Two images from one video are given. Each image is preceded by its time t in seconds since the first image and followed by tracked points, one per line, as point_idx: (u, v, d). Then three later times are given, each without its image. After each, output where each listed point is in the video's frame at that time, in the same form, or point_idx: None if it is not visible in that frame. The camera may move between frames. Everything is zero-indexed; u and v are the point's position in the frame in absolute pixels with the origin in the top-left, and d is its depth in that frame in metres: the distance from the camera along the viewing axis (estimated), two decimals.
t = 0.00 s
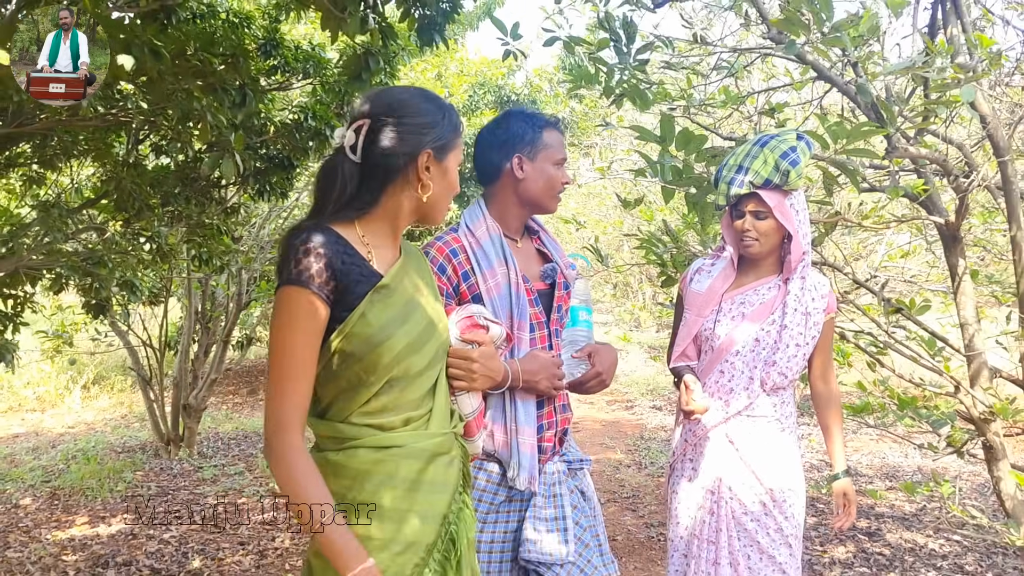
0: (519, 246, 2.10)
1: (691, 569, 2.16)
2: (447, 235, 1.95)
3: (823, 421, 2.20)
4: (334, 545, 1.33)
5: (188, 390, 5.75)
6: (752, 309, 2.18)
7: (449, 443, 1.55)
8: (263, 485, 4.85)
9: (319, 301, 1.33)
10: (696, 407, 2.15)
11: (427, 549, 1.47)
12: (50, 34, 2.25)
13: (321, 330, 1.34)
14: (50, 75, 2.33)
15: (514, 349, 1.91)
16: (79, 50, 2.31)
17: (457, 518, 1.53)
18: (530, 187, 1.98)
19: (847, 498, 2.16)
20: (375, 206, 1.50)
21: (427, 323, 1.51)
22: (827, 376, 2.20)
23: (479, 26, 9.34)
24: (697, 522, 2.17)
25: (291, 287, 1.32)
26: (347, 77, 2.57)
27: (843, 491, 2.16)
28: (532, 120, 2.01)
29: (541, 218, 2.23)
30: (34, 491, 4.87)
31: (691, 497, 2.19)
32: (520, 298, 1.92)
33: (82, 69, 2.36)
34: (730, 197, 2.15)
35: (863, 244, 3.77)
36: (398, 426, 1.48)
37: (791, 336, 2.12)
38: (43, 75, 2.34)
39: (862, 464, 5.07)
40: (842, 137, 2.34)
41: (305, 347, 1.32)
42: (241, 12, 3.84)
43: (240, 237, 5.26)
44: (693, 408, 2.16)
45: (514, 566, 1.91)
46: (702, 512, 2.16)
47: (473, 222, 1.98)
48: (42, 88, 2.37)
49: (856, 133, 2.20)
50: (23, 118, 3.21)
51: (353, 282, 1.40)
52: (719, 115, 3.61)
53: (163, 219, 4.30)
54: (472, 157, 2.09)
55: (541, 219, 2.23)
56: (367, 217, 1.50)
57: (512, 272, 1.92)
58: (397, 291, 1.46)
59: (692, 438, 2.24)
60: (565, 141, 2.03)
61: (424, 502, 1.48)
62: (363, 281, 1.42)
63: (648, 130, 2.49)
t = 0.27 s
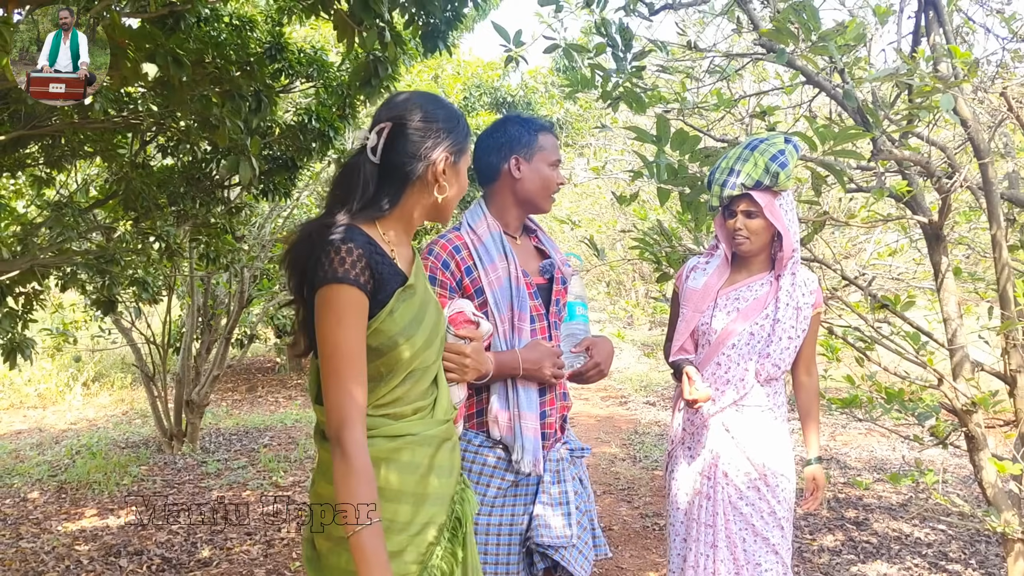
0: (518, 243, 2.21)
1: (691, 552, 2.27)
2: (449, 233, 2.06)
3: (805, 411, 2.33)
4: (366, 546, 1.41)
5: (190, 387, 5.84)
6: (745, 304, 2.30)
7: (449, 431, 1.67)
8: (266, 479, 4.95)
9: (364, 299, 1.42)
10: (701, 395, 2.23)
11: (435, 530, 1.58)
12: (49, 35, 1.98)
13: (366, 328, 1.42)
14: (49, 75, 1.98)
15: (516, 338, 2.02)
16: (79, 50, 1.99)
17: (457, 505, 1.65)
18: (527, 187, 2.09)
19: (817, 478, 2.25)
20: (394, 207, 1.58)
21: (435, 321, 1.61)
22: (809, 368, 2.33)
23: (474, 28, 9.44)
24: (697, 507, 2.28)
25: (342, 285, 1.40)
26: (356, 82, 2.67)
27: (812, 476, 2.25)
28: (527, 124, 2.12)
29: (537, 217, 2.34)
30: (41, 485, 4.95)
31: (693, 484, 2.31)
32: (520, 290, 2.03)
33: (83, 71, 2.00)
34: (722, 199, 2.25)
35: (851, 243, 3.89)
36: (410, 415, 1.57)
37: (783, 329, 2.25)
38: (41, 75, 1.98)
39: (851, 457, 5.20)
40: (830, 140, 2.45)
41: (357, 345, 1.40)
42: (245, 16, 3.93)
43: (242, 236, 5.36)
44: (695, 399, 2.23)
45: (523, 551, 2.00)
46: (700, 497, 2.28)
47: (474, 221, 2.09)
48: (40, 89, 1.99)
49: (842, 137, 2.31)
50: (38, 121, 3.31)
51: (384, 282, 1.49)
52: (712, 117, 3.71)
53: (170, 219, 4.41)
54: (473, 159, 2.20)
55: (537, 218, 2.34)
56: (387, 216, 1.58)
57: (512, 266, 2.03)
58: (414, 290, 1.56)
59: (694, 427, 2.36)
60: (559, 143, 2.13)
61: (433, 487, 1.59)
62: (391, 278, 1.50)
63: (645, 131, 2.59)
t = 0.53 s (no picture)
0: (522, 239, 2.26)
1: (686, 541, 2.33)
2: (456, 229, 2.11)
3: (794, 403, 2.38)
4: (376, 543, 1.47)
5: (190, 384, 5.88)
6: (739, 299, 2.35)
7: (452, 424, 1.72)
8: (266, 475, 5.00)
9: (380, 299, 1.45)
10: (694, 387, 2.32)
11: (443, 517, 1.65)
12: (50, 35, 1.90)
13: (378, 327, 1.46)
14: (48, 75, 1.89)
15: (522, 329, 2.07)
16: (80, 50, 1.91)
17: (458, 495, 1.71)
18: (531, 185, 2.14)
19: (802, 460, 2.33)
20: (401, 206, 1.62)
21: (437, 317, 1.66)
22: (800, 360, 2.38)
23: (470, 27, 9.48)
24: (692, 497, 2.34)
25: (359, 286, 1.43)
26: (358, 83, 2.72)
27: (796, 462, 2.33)
28: (533, 126, 2.17)
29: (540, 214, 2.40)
30: (43, 482, 4.99)
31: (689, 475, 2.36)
32: (525, 284, 2.09)
33: (85, 72, 1.93)
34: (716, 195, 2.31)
35: (844, 240, 3.95)
36: (415, 407, 1.62)
37: (774, 323, 2.30)
38: (40, 75, 1.90)
39: (844, 452, 5.27)
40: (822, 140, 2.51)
41: (371, 344, 1.44)
42: (245, 16, 3.96)
43: (241, 234, 5.40)
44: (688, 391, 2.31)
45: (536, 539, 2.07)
46: (696, 487, 2.34)
47: (480, 217, 2.15)
48: (40, 89, 1.91)
49: (833, 135, 2.36)
50: (41, 121, 3.35)
51: (396, 282, 1.52)
52: (707, 116, 3.76)
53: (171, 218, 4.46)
54: (480, 159, 2.25)
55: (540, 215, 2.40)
56: (395, 216, 1.61)
57: (517, 260, 2.09)
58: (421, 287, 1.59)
59: (687, 418, 2.42)
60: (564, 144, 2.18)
61: (435, 478, 1.65)
62: (404, 277, 1.54)
63: (642, 131, 2.64)
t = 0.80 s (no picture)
0: (526, 238, 2.29)
1: (682, 536, 2.36)
2: (463, 228, 2.14)
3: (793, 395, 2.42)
4: (394, 531, 1.53)
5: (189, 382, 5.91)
6: (732, 295, 2.38)
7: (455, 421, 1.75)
8: (265, 473, 5.03)
9: (390, 299, 1.47)
10: (685, 382, 2.37)
11: (450, 513, 1.68)
12: (50, 35, 1.92)
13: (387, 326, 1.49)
14: (48, 75, 1.92)
15: (527, 326, 2.10)
16: (80, 50, 1.94)
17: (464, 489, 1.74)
18: (534, 186, 2.17)
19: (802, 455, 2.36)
20: (401, 204, 1.63)
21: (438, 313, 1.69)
22: (797, 355, 2.41)
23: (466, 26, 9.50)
24: (688, 493, 2.37)
25: (370, 286, 1.45)
26: (358, 83, 2.74)
27: (800, 455, 2.36)
28: (539, 127, 2.19)
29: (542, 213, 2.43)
30: (42, 480, 5.01)
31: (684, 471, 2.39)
32: (530, 282, 2.12)
33: (85, 72, 1.96)
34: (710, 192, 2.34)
35: (839, 238, 3.98)
36: (421, 403, 1.65)
37: (767, 319, 2.32)
38: (41, 75, 1.93)
39: (839, 448, 5.31)
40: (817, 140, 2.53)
41: (382, 343, 1.46)
42: (244, 16, 3.98)
43: (240, 233, 5.42)
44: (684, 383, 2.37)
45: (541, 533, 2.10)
46: (691, 483, 2.36)
47: (485, 216, 2.17)
48: (41, 89, 1.94)
49: (826, 136, 2.39)
50: (42, 120, 3.37)
51: (403, 279, 1.54)
52: (703, 115, 3.78)
53: (171, 217, 4.47)
54: (486, 158, 2.27)
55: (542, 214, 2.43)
56: (395, 214, 1.62)
57: (522, 259, 2.11)
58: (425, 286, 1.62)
59: (682, 412, 2.45)
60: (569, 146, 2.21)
61: (442, 472, 1.68)
62: (410, 276, 1.56)
63: (639, 132, 2.66)
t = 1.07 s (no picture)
0: (527, 237, 2.30)
1: (679, 533, 2.37)
2: (466, 227, 2.14)
3: (791, 393, 2.43)
4: (408, 530, 1.54)
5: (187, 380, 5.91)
6: (729, 294, 2.39)
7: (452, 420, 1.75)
8: (263, 471, 5.04)
9: (389, 301, 1.48)
10: (678, 376, 2.42)
11: (449, 512, 1.69)
12: (50, 35, 1.93)
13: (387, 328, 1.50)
14: (48, 75, 1.93)
15: (529, 325, 2.11)
16: (80, 50, 1.94)
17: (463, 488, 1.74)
18: (536, 185, 2.17)
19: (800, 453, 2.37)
20: (395, 203, 1.63)
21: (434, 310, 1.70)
22: (795, 353, 2.42)
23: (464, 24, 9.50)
24: (686, 490, 2.38)
25: (370, 289, 1.46)
26: (357, 82, 2.75)
27: (798, 454, 2.37)
28: (541, 127, 2.20)
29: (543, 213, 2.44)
30: (41, 478, 5.02)
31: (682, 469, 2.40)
32: (532, 281, 2.13)
33: (84, 72, 1.96)
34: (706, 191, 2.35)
35: (837, 237, 3.99)
36: (419, 401, 1.65)
37: (763, 317, 2.32)
38: (41, 75, 1.93)
39: (836, 445, 5.32)
40: (814, 138, 2.54)
41: (384, 344, 1.47)
42: (243, 15, 3.98)
43: (238, 231, 5.43)
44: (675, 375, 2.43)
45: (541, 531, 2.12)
46: (689, 480, 2.37)
47: (487, 215, 2.18)
48: (41, 89, 1.95)
49: (823, 133, 2.40)
50: (41, 119, 3.37)
51: (401, 280, 1.54)
52: (701, 113, 3.79)
53: (170, 216, 4.48)
54: (488, 157, 2.27)
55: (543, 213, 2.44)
56: (389, 212, 1.63)
57: (524, 258, 2.13)
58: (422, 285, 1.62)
59: (679, 410, 2.46)
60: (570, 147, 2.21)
61: (441, 469, 1.69)
62: (407, 275, 1.57)
63: (637, 130, 2.66)
